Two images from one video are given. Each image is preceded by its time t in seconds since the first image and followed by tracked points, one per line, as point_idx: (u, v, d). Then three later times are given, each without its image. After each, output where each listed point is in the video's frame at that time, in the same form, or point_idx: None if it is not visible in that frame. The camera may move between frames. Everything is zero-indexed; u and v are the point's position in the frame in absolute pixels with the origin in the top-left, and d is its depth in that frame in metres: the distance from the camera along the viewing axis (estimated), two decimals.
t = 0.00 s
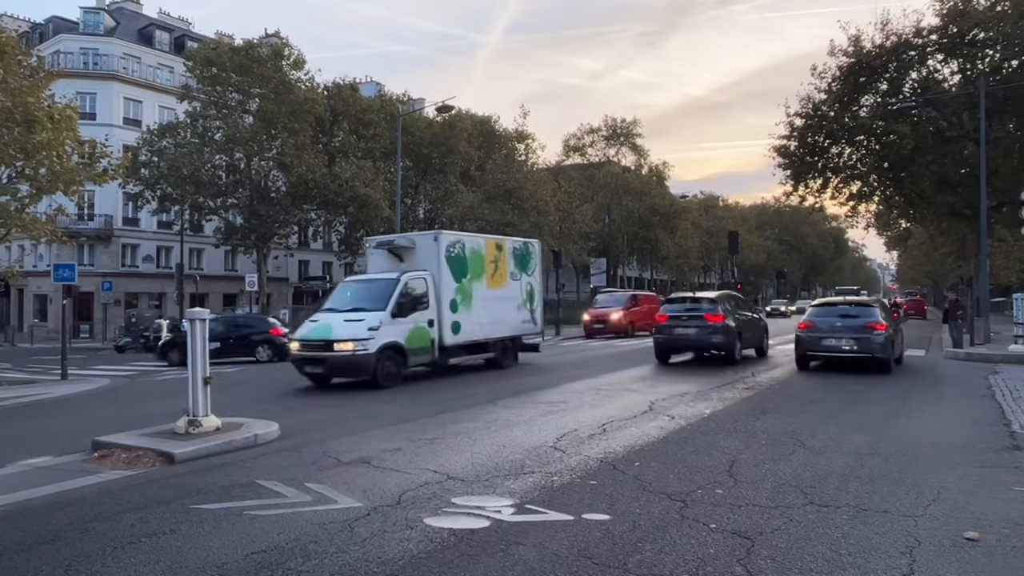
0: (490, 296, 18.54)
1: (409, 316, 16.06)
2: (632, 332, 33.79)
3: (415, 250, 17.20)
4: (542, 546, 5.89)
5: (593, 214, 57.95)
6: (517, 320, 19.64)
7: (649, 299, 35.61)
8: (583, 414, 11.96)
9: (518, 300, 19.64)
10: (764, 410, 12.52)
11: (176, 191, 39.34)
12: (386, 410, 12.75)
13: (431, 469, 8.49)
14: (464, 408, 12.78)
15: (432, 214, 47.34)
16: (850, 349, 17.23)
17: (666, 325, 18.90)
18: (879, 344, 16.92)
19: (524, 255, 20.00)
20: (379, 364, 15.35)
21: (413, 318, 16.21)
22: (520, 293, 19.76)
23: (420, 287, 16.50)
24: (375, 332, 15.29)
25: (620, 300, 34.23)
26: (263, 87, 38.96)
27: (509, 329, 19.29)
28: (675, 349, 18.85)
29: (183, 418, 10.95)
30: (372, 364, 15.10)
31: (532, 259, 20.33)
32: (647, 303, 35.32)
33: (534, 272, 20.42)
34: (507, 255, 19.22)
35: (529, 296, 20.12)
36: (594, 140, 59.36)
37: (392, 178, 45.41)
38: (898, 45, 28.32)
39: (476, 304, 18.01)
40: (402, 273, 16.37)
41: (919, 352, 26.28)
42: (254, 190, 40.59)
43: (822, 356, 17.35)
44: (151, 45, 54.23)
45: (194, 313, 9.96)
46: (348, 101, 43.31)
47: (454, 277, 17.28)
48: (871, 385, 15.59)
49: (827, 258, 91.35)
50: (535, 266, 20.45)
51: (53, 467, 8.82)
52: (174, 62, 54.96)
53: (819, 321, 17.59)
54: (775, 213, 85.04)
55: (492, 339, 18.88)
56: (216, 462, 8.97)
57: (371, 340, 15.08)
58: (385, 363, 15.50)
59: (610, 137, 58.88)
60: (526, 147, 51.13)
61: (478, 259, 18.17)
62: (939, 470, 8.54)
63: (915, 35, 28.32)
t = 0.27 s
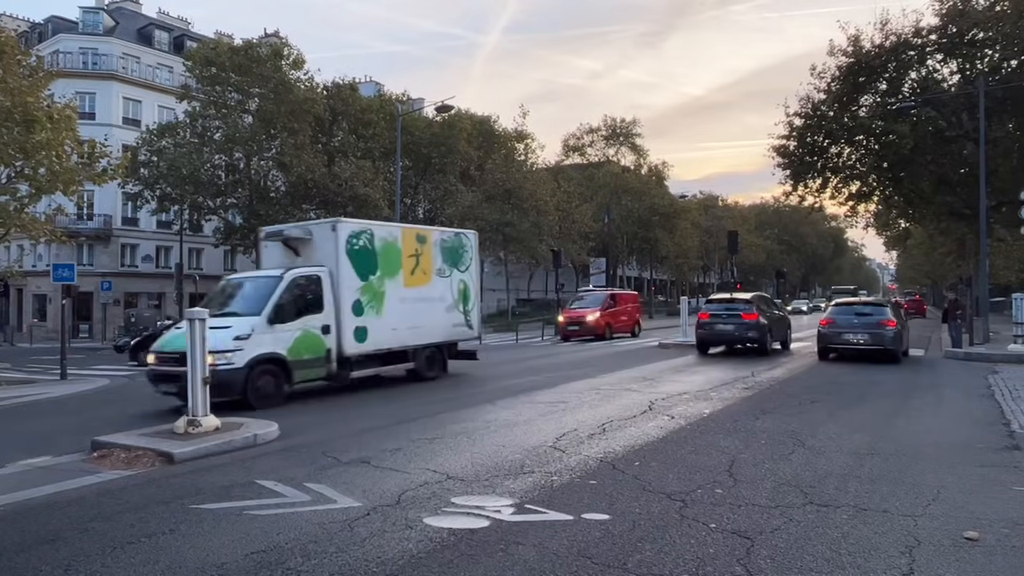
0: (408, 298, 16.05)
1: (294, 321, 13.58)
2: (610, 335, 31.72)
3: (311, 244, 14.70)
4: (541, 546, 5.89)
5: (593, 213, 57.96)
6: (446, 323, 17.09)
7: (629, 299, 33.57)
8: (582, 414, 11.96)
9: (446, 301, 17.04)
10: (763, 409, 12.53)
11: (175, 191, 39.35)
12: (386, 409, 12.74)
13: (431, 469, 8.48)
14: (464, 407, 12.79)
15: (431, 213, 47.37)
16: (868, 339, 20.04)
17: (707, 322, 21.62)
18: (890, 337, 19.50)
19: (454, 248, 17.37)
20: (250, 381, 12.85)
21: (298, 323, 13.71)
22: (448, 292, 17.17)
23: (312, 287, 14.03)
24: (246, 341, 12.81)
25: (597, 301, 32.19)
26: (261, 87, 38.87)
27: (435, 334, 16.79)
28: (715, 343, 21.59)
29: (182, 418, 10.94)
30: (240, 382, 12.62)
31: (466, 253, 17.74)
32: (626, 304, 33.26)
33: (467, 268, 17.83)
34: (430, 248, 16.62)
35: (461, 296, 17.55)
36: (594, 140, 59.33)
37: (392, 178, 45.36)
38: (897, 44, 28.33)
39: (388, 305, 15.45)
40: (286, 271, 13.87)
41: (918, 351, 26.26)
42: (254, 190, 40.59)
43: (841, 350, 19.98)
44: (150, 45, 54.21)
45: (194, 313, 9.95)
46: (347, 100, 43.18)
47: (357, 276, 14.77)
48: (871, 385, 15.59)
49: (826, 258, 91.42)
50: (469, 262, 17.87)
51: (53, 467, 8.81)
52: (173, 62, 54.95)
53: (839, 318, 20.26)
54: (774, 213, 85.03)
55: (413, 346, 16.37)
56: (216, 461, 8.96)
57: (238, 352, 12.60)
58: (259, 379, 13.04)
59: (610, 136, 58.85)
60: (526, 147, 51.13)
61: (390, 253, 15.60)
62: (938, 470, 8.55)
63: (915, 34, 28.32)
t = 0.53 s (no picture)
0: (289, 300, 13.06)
1: (113, 332, 10.71)
2: (584, 338, 29.86)
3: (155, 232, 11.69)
4: (540, 546, 5.89)
5: (592, 213, 57.99)
6: (347, 329, 14.13)
7: (604, 299, 31.77)
8: (581, 414, 11.96)
9: (345, 302, 14.06)
10: (763, 409, 12.53)
11: (174, 191, 39.46)
12: (386, 409, 12.75)
13: (429, 469, 8.49)
14: (464, 408, 12.79)
15: (430, 214, 48.72)
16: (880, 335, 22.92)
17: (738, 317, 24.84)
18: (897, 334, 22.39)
19: (358, 240, 14.39)
20: (45, 408, 10.00)
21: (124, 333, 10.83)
22: (350, 292, 14.20)
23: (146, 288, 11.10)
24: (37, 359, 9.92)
25: (569, 301, 30.36)
26: (260, 87, 38.80)
27: (332, 343, 13.86)
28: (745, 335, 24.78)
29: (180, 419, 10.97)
30: (25, 408, 9.76)
31: (375, 246, 14.77)
32: (602, 304, 31.46)
33: (377, 263, 14.85)
34: (322, 239, 13.62)
35: (367, 297, 14.57)
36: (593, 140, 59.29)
37: (391, 178, 45.39)
38: (897, 44, 28.33)
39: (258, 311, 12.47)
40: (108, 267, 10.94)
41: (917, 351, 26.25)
42: (253, 190, 40.66)
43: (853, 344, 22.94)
44: (149, 46, 54.22)
45: (193, 314, 9.95)
46: (346, 101, 43.17)
47: (214, 272, 11.82)
48: (869, 385, 15.57)
49: (826, 258, 91.50)
50: (379, 256, 14.89)
51: (52, 467, 8.81)
52: (173, 62, 54.99)
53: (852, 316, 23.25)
54: (773, 213, 85.09)
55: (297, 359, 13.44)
56: (216, 462, 8.97)
57: (23, 372, 9.74)
58: (63, 403, 10.22)
59: (609, 136, 58.81)
60: (525, 147, 51.10)
61: (262, 245, 12.58)
62: (938, 470, 8.54)
63: (914, 34, 28.32)
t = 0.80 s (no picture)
0: (109, 303, 10.21)
1: None
2: (552, 340, 28.06)
3: None
4: (539, 546, 5.89)
5: (591, 213, 57.95)
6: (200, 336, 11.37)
7: (576, 299, 30.00)
8: (580, 414, 11.95)
9: (195, 305, 11.30)
10: (762, 409, 12.54)
11: (174, 191, 39.48)
12: (385, 409, 12.75)
13: (428, 469, 8.48)
14: (463, 407, 12.79)
15: (430, 213, 47.86)
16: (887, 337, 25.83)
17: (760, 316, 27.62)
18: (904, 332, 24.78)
19: (214, 226, 11.66)
20: None
21: None
22: (204, 292, 11.47)
23: None
24: None
25: (536, 302, 28.58)
26: (259, 87, 38.76)
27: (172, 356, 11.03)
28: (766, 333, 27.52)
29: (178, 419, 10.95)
30: None
31: (238, 234, 12.09)
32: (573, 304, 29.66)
33: (241, 256, 12.15)
34: (159, 225, 10.82)
35: (228, 297, 11.90)
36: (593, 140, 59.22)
37: (391, 178, 45.38)
38: (896, 44, 28.33)
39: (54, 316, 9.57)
40: None
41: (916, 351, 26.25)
42: (253, 189, 40.64)
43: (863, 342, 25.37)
44: (149, 45, 54.22)
45: (193, 313, 9.94)
46: (346, 101, 43.23)
47: None
48: (868, 385, 15.56)
49: (825, 258, 91.51)
50: (245, 247, 12.22)
51: (51, 467, 8.79)
52: (172, 62, 55.01)
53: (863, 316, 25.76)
54: (773, 213, 85.13)
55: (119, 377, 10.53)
56: (214, 462, 8.95)
57: None
58: None
59: (609, 136, 58.73)
60: (525, 147, 51.07)
61: (66, 232, 9.74)
62: (937, 470, 8.54)
63: (914, 34, 28.31)
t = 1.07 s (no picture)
0: None
1: None
2: (515, 344, 25.95)
3: None
4: (539, 546, 5.89)
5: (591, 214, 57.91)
6: None
7: (544, 299, 27.81)
8: (579, 414, 11.96)
9: None
10: (761, 409, 12.54)
11: (173, 191, 39.50)
12: (384, 409, 12.76)
13: (428, 469, 8.48)
14: (462, 408, 12.79)
15: (429, 213, 47.52)
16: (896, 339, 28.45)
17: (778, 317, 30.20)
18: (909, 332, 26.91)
19: None
20: None
21: None
22: None
23: None
24: None
25: (499, 303, 26.49)
26: (259, 87, 38.76)
27: None
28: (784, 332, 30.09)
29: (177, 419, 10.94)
30: None
31: (25, 218, 8.08)
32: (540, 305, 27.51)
33: (28, 249, 8.09)
34: None
35: None
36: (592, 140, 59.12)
37: (390, 179, 45.36)
38: (896, 44, 28.32)
39: None
40: None
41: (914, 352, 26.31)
42: (252, 189, 40.60)
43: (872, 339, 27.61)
44: (148, 45, 54.18)
45: (192, 314, 9.93)
46: (346, 101, 43.43)
47: None
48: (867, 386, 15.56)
49: (824, 258, 91.55)
50: (38, 237, 8.16)
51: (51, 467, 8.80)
52: (172, 62, 54.98)
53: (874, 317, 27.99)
54: (772, 213, 85.16)
55: None
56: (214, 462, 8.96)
57: None
58: None
59: (608, 136, 58.62)
60: (524, 147, 51.10)
61: None
62: (937, 470, 8.54)
63: (913, 35, 28.31)
